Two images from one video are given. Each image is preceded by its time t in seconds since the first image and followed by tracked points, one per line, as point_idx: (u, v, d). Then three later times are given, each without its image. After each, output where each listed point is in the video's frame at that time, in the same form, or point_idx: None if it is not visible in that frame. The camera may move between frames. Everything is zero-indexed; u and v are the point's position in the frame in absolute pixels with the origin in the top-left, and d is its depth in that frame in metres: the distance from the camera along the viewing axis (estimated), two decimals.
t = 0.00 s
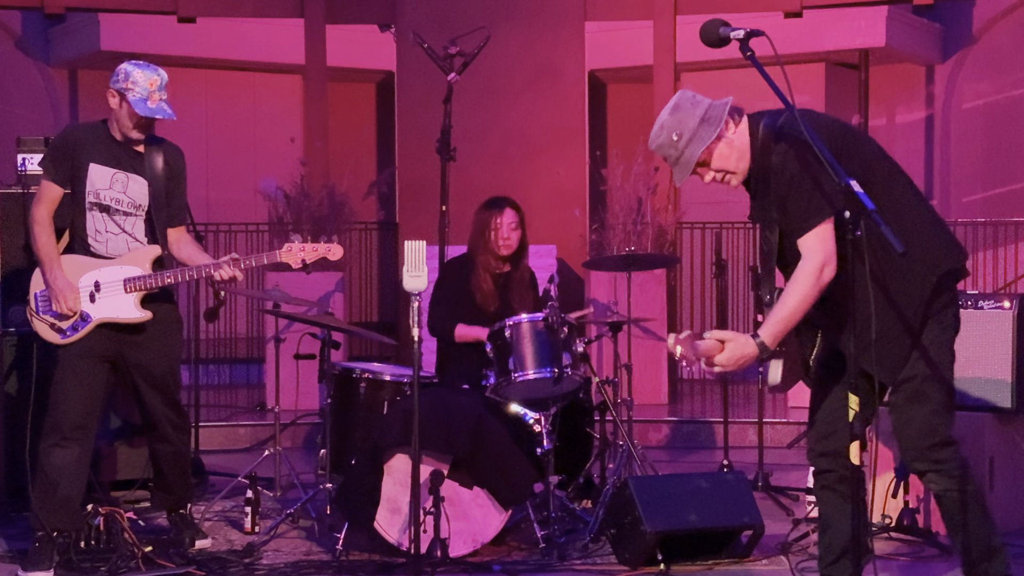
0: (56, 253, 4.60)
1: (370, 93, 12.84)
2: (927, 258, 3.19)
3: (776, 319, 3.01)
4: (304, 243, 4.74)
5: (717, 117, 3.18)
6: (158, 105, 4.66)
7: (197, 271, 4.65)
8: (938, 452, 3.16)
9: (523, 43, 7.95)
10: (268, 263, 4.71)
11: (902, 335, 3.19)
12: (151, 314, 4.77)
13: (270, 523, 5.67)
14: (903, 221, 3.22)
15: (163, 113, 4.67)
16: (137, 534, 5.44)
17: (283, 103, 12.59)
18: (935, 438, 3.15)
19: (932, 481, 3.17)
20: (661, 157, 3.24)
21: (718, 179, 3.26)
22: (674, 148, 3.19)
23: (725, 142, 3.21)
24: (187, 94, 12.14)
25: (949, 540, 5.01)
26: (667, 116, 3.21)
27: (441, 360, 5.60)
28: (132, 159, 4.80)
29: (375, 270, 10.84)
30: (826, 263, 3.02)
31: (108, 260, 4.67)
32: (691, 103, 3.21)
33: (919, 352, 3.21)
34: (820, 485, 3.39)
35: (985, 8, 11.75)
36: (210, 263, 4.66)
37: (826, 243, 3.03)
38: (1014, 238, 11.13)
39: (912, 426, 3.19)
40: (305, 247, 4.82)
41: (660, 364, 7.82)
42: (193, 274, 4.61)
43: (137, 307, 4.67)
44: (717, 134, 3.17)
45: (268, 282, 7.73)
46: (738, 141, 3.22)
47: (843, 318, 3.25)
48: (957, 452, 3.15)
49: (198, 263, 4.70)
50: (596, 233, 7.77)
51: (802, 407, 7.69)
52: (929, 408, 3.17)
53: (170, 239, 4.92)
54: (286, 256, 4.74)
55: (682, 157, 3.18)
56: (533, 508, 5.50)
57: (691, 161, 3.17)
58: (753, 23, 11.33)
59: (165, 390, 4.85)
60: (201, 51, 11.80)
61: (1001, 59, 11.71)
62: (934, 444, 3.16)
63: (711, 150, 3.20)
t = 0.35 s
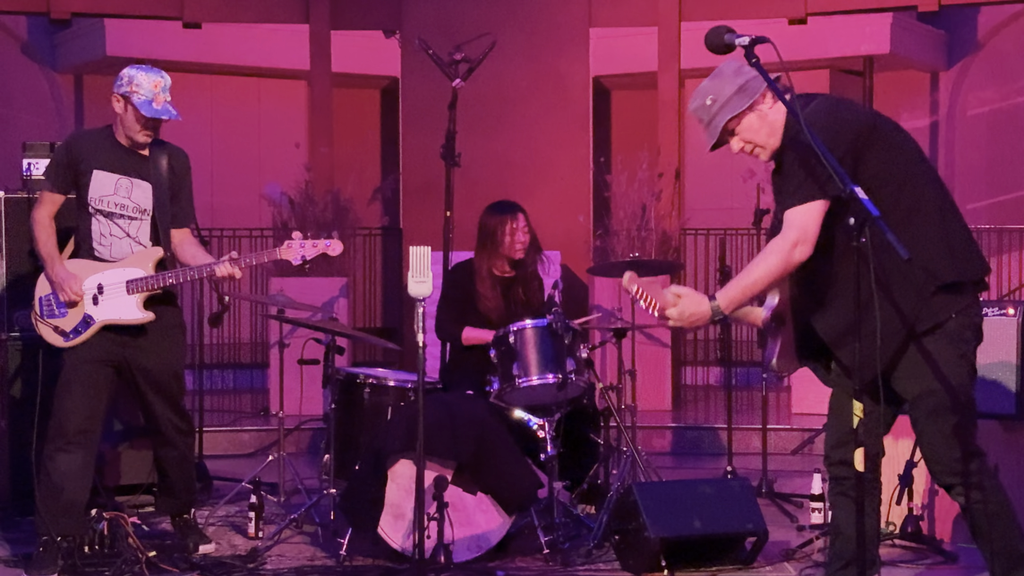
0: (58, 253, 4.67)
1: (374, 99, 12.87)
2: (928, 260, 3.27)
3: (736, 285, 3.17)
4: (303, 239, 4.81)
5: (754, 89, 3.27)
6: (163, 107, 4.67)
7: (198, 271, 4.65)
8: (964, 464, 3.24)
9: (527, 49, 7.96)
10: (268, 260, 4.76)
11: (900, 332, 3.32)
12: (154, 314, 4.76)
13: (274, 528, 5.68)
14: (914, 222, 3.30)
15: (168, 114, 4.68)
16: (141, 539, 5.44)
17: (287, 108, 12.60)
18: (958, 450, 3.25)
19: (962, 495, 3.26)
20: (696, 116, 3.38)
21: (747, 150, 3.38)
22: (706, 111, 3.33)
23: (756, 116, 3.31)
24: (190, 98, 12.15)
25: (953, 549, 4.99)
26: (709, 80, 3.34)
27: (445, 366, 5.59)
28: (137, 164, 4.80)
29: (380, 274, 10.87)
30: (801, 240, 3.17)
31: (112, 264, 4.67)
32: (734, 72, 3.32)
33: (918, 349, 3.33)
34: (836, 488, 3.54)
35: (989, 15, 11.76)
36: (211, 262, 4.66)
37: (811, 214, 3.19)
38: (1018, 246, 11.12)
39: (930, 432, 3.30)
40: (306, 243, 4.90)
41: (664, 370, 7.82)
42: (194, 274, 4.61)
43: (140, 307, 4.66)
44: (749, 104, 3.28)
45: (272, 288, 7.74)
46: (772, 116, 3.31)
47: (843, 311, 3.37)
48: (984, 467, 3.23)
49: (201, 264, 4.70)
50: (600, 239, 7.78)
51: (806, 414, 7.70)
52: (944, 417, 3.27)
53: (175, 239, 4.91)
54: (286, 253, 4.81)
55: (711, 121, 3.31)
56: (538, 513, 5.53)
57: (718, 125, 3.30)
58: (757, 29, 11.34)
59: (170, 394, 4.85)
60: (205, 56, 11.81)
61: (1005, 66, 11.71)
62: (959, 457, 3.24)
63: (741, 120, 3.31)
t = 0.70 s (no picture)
0: (56, 262, 4.66)
1: (369, 104, 12.88)
2: (966, 275, 3.18)
3: (781, 255, 3.10)
4: (285, 222, 4.82)
5: (823, 70, 3.25)
6: (126, 127, 4.63)
7: (185, 265, 4.67)
8: (979, 485, 3.18)
9: (522, 56, 7.96)
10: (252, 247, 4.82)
11: (929, 338, 3.21)
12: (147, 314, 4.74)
13: (267, 535, 5.67)
14: (952, 233, 3.21)
15: (128, 137, 4.63)
16: (134, 545, 5.43)
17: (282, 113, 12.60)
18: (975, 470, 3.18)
19: (965, 517, 3.23)
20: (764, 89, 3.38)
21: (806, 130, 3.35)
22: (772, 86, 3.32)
23: (820, 98, 3.28)
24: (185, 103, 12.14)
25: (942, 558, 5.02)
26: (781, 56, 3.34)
27: (439, 373, 5.60)
28: (133, 171, 4.81)
29: (374, 280, 10.86)
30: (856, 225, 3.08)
31: (104, 267, 4.66)
32: (808, 51, 3.31)
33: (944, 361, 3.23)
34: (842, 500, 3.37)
35: (983, 24, 11.81)
36: (196, 256, 4.68)
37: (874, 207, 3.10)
38: (1011, 254, 11.15)
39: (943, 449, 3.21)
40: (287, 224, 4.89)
41: (657, 378, 7.82)
42: (181, 269, 4.64)
43: (133, 307, 4.64)
44: (814, 85, 3.25)
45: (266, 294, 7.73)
46: (835, 100, 3.28)
47: (875, 306, 3.28)
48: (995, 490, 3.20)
49: (187, 258, 4.73)
50: (594, 246, 7.79)
51: (800, 422, 7.72)
52: (961, 433, 3.18)
53: (172, 245, 4.90)
54: (268, 237, 4.78)
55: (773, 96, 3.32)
56: (530, 521, 5.53)
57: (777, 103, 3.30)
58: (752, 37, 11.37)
59: (166, 400, 4.85)
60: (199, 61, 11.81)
61: (999, 75, 11.75)
62: (974, 477, 3.18)
63: (804, 100, 3.29)
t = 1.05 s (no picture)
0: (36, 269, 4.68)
1: (352, 109, 12.90)
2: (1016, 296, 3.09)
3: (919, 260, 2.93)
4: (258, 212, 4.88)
5: (891, 57, 3.17)
6: (88, 120, 4.65)
7: (162, 262, 4.66)
8: (970, 495, 3.11)
9: (504, 61, 7.98)
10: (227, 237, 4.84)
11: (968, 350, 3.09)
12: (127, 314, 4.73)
13: (245, 538, 5.66)
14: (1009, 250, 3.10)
15: (91, 128, 4.64)
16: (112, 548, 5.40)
17: (267, 118, 12.60)
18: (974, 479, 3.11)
19: (955, 523, 3.16)
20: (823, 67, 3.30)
21: (860, 115, 3.27)
22: (835, 64, 3.24)
23: (883, 84, 3.20)
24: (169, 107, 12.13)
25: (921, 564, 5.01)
26: (847, 34, 3.25)
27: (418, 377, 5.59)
28: (106, 174, 4.80)
29: (357, 284, 10.87)
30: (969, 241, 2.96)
31: (83, 271, 4.67)
32: (877, 33, 3.22)
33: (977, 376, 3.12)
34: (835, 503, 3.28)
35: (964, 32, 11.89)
36: (172, 251, 4.66)
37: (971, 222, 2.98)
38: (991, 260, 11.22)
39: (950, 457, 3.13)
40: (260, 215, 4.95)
41: (638, 382, 7.84)
42: (157, 264, 4.63)
43: (113, 307, 4.64)
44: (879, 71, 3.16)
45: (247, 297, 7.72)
46: (898, 88, 3.20)
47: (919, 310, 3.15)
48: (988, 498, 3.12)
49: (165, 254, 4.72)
50: (575, 251, 7.81)
51: (779, 426, 7.75)
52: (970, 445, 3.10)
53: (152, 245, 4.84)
54: (242, 227, 4.87)
55: (836, 75, 3.23)
56: (509, 525, 5.52)
57: (841, 83, 3.21)
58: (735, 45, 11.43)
59: (146, 404, 4.81)
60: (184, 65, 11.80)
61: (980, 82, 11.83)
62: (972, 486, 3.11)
63: (866, 84, 3.20)
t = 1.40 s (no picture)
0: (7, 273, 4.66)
1: (329, 109, 12.90)
2: None
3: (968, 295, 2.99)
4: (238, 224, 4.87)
5: (915, 55, 3.26)
6: (59, 103, 4.63)
7: (140, 268, 4.65)
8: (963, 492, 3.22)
9: (482, 63, 7.98)
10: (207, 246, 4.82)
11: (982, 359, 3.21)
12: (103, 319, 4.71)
13: (219, 540, 5.63)
14: None
15: (63, 110, 4.62)
16: (84, 551, 5.35)
17: (245, 119, 12.58)
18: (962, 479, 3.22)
19: (942, 520, 3.28)
20: (842, 61, 3.38)
21: (877, 111, 3.34)
22: (857, 60, 3.32)
23: (906, 85, 3.28)
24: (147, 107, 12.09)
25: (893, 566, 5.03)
26: (871, 29, 3.33)
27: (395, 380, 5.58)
28: (72, 177, 4.76)
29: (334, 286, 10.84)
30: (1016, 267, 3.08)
31: (58, 276, 4.65)
32: (900, 31, 3.32)
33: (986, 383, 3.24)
34: (837, 508, 3.45)
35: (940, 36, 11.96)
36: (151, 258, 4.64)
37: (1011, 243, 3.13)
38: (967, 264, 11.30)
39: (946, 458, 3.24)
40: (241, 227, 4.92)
41: (614, 385, 7.85)
42: (136, 272, 4.61)
43: (88, 313, 4.60)
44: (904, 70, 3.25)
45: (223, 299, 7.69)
46: (918, 88, 3.29)
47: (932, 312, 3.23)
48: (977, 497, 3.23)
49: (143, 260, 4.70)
50: (553, 253, 7.82)
51: (754, 429, 7.77)
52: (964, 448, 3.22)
53: (123, 244, 4.84)
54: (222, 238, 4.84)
55: (858, 71, 3.31)
56: (485, 526, 5.50)
57: (865, 79, 3.28)
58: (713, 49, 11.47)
59: (120, 405, 4.79)
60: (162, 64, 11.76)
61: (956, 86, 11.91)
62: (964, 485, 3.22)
63: (889, 84, 3.28)
